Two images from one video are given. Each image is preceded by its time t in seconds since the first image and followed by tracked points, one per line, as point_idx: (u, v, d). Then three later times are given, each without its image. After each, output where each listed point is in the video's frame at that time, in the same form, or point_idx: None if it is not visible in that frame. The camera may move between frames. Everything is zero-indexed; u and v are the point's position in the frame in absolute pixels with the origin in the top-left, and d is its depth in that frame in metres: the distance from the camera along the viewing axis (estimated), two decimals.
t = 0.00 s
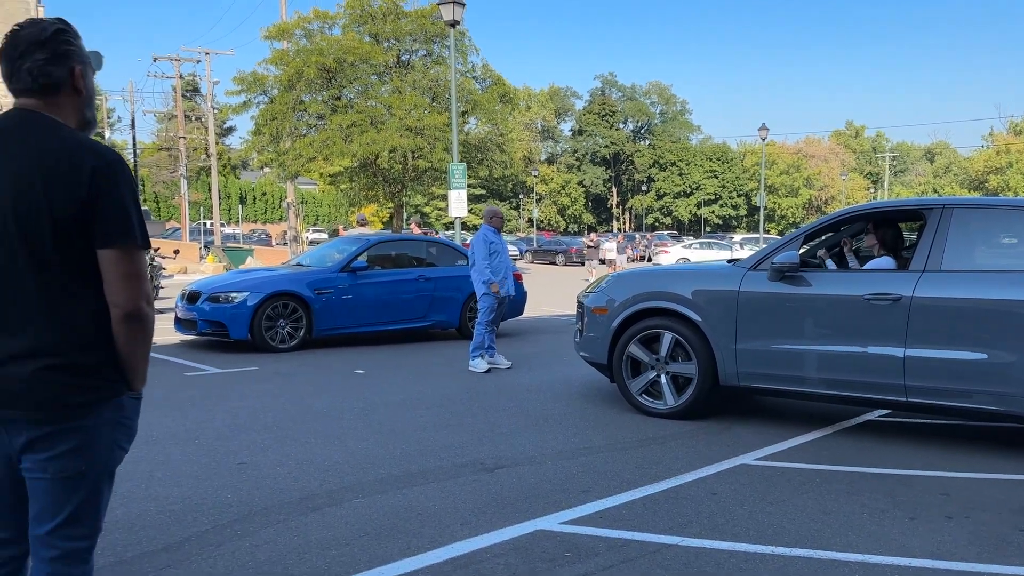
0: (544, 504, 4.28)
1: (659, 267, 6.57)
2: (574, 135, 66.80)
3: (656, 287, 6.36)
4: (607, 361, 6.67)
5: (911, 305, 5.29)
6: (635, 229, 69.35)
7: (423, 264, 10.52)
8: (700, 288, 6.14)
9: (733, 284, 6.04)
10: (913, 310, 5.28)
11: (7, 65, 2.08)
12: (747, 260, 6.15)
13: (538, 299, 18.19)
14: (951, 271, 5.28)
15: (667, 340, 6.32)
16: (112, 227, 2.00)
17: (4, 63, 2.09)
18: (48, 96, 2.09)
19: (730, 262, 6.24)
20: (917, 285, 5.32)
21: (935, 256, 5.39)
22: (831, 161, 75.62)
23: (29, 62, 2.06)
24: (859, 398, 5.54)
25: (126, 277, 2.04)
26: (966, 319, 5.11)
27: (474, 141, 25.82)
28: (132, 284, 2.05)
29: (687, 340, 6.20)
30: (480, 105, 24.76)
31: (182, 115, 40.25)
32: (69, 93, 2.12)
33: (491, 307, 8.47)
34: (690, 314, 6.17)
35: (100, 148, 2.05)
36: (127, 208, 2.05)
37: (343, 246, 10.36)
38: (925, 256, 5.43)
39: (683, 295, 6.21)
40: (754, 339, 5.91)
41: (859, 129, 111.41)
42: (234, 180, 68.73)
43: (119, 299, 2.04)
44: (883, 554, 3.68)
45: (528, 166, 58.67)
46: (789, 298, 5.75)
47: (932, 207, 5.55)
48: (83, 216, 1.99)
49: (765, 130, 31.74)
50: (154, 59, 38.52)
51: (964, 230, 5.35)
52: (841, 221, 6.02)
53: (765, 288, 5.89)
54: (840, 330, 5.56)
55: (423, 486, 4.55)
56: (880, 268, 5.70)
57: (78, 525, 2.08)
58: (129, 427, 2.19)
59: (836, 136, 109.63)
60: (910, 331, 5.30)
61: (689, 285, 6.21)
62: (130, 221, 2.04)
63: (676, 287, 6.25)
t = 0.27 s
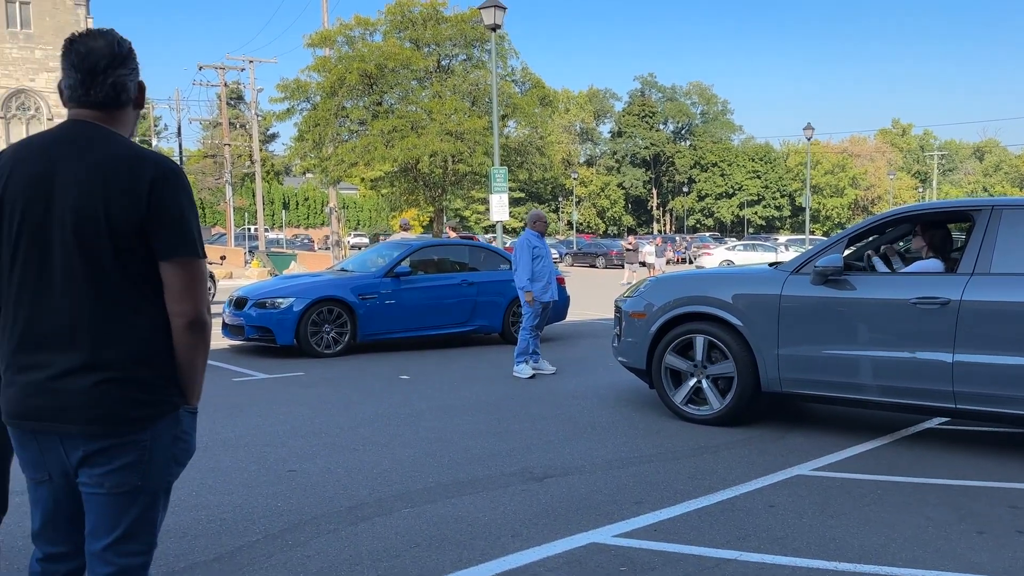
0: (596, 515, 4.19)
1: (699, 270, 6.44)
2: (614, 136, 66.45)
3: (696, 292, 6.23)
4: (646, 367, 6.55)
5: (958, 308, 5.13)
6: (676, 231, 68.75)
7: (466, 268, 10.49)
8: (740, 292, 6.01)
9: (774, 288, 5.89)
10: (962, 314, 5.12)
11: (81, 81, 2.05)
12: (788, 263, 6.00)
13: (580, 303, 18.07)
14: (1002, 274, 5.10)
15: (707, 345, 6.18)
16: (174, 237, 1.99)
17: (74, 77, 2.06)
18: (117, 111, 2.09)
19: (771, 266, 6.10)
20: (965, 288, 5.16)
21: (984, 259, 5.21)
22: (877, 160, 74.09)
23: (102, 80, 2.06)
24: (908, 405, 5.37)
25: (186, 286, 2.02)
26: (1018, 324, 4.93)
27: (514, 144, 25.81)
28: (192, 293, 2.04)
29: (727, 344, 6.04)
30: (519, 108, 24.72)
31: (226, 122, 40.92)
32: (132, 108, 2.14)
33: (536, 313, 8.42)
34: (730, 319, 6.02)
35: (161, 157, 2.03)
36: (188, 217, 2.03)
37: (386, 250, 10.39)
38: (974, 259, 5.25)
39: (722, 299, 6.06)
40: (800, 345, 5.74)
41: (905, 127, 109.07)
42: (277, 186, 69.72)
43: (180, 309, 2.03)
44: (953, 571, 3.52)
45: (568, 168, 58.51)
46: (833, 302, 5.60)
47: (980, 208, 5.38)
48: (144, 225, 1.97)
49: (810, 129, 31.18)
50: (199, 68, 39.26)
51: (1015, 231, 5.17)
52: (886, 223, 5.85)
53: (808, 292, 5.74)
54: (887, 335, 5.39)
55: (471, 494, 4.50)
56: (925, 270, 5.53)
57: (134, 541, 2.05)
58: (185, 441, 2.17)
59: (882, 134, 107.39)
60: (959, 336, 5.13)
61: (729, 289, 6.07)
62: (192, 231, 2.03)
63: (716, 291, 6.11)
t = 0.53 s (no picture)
0: (612, 522, 4.11)
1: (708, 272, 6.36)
2: (625, 138, 66.30)
3: (703, 294, 6.16)
4: (653, 369, 6.47)
5: (968, 309, 5.03)
6: (688, 232, 68.49)
7: (478, 271, 10.43)
8: (747, 294, 5.92)
9: (782, 289, 5.80)
10: (972, 314, 5.02)
11: (80, 79, 2.00)
12: (796, 265, 5.91)
13: (592, 305, 17.97)
14: (1014, 274, 5.00)
15: (715, 347, 6.11)
16: (184, 238, 1.95)
17: (71, 77, 2.01)
18: (118, 109, 2.05)
19: (778, 267, 6.01)
20: (975, 289, 5.06)
21: (995, 259, 5.11)
22: (891, 160, 73.58)
23: (103, 77, 2.01)
24: (919, 408, 5.26)
25: (195, 288, 1.98)
26: None
27: (525, 146, 25.74)
28: (202, 295, 2.00)
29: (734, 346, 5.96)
30: (531, 110, 24.65)
31: (238, 125, 41.03)
32: (133, 105, 2.10)
33: (549, 315, 8.35)
34: (738, 321, 5.94)
35: (169, 157, 1.98)
36: (198, 218, 1.99)
37: (398, 253, 10.35)
38: (984, 260, 5.16)
39: (730, 301, 5.99)
40: (808, 347, 5.64)
41: (919, 127, 108.34)
42: (290, 189, 69.92)
43: (189, 312, 1.98)
44: None
45: (579, 170, 58.42)
46: (841, 304, 5.51)
47: (991, 208, 5.28)
48: (152, 226, 1.93)
49: (823, 129, 30.97)
50: (212, 72, 39.40)
51: None
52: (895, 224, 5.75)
53: (816, 293, 5.64)
54: (897, 336, 5.28)
55: (485, 500, 4.43)
56: (934, 271, 5.43)
57: (141, 553, 1.99)
58: (194, 448, 2.11)
59: (896, 134, 106.68)
60: (969, 336, 5.03)
61: (737, 291, 5.99)
62: (202, 231, 1.99)
63: (724, 292, 6.03)
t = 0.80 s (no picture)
0: (603, 522, 4.08)
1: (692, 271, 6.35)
2: (612, 138, 66.41)
3: (687, 292, 6.15)
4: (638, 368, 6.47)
5: (950, 308, 5.04)
6: (675, 232, 68.66)
7: (466, 270, 10.38)
8: (731, 292, 5.92)
9: (766, 288, 5.81)
10: (953, 313, 5.03)
11: (72, 73, 1.95)
12: (780, 263, 5.91)
13: (580, 305, 17.94)
14: (995, 272, 5.01)
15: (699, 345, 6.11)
16: (170, 234, 1.90)
17: (63, 69, 1.95)
18: (109, 106, 2.01)
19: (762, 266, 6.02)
20: (957, 287, 5.07)
21: (976, 258, 5.13)
22: (875, 160, 74.06)
23: (96, 73, 1.97)
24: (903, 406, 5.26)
25: (179, 285, 1.93)
26: (1011, 322, 4.83)
27: (513, 145, 25.70)
28: (186, 293, 1.95)
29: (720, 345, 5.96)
30: (518, 110, 24.60)
31: (224, 124, 40.74)
32: (122, 102, 2.06)
33: (537, 314, 8.32)
34: (723, 319, 5.94)
35: (155, 151, 1.94)
36: (184, 213, 1.95)
37: (386, 252, 10.29)
38: (966, 258, 5.17)
39: (713, 299, 5.99)
40: (793, 345, 5.64)
41: (903, 127, 109.15)
42: (275, 188, 69.54)
43: (174, 310, 1.94)
44: None
45: (566, 170, 58.44)
46: (824, 303, 5.52)
47: (972, 208, 5.30)
48: (137, 220, 1.88)
49: (809, 130, 31.10)
50: (197, 70, 39.10)
51: (1007, 230, 5.09)
52: (877, 225, 5.77)
53: (799, 293, 5.65)
54: (880, 335, 5.29)
55: (475, 501, 4.40)
56: (915, 270, 5.45)
57: (127, 557, 1.94)
58: (180, 449, 2.06)
59: (880, 135, 107.45)
60: (950, 334, 5.04)
61: (721, 289, 5.99)
62: (188, 229, 1.94)
63: (709, 292, 6.02)
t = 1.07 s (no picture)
0: (584, 517, 4.10)
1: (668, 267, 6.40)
2: (589, 136, 66.59)
3: (662, 289, 6.22)
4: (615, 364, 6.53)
5: (919, 305, 5.12)
6: (651, 230, 69.02)
7: (445, 267, 10.37)
8: (706, 289, 5.99)
9: (739, 285, 5.87)
10: (923, 310, 5.11)
11: (73, 66, 1.93)
12: (753, 261, 5.98)
13: (558, 302, 17.98)
14: (962, 270, 5.10)
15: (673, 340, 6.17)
16: (162, 230, 1.90)
17: (65, 60, 1.92)
18: (100, 102, 2.01)
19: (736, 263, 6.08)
20: (925, 285, 5.15)
21: (944, 256, 5.21)
22: (848, 160, 74.96)
23: (95, 69, 1.96)
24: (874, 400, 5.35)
25: (170, 281, 1.92)
26: (978, 319, 4.92)
27: (490, 143, 25.68)
28: (176, 289, 1.94)
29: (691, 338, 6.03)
30: (496, 107, 24.57)
31: (198, 118, 40.25)
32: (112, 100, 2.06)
33: (513, 313, 8.34)
34: (696, 315, 6.00)
35: (146, 146, 1.94)
36: (176, 209, 1.94)
37: (365, 248, 10.24)
38: (934, 256, 5.25)
39: (688, 296, 6.05)
40: (766, 341, 5.71)
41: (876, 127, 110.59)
42: (250, 184, 68.87)
43: (164, 306, 1.93)
44: (944, 571, 3.47)
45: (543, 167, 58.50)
46: (796, 299, 5.59)
47: (941, 206, 5.37)
48: (129, 215, 1.87)
49: (784, 129, 31.39)
50: (171, 64, 38.58)
51: (975, 228, 5.17)
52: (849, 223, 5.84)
53: (772, 290, 5.72)
54: (851, 331, 5.37)
55: (457, 498, 4.40)
56: (885, 268, 5.53)
57: (114, 553, 1.94)
58: (167, 444, 2.05)
59: (853, 135, 108.80)
60: (919, 330, 5.13)
61: (695, 286, 6.06)
62: (180, 224, 1.94)
63: (683, 288, 6.08)
